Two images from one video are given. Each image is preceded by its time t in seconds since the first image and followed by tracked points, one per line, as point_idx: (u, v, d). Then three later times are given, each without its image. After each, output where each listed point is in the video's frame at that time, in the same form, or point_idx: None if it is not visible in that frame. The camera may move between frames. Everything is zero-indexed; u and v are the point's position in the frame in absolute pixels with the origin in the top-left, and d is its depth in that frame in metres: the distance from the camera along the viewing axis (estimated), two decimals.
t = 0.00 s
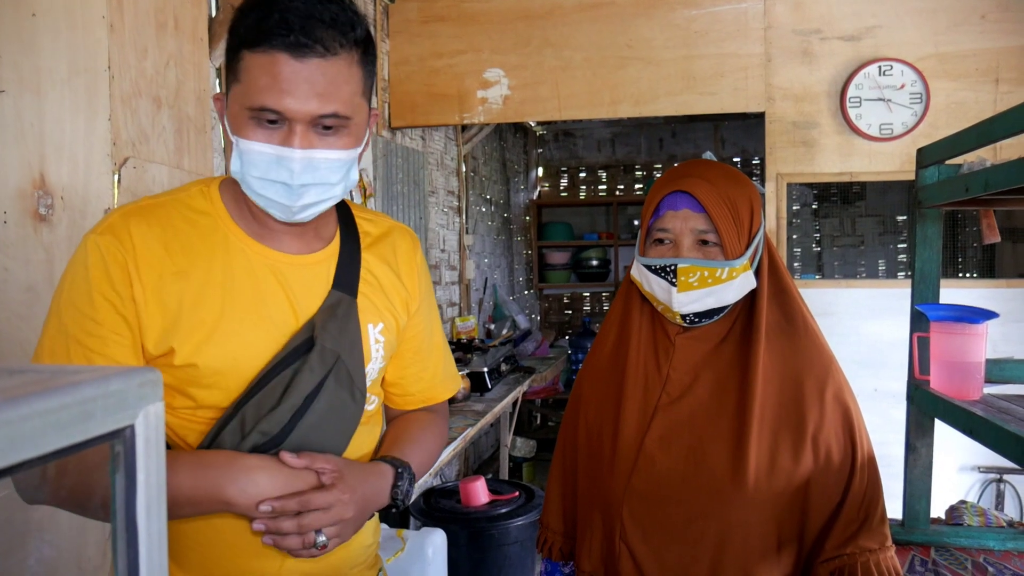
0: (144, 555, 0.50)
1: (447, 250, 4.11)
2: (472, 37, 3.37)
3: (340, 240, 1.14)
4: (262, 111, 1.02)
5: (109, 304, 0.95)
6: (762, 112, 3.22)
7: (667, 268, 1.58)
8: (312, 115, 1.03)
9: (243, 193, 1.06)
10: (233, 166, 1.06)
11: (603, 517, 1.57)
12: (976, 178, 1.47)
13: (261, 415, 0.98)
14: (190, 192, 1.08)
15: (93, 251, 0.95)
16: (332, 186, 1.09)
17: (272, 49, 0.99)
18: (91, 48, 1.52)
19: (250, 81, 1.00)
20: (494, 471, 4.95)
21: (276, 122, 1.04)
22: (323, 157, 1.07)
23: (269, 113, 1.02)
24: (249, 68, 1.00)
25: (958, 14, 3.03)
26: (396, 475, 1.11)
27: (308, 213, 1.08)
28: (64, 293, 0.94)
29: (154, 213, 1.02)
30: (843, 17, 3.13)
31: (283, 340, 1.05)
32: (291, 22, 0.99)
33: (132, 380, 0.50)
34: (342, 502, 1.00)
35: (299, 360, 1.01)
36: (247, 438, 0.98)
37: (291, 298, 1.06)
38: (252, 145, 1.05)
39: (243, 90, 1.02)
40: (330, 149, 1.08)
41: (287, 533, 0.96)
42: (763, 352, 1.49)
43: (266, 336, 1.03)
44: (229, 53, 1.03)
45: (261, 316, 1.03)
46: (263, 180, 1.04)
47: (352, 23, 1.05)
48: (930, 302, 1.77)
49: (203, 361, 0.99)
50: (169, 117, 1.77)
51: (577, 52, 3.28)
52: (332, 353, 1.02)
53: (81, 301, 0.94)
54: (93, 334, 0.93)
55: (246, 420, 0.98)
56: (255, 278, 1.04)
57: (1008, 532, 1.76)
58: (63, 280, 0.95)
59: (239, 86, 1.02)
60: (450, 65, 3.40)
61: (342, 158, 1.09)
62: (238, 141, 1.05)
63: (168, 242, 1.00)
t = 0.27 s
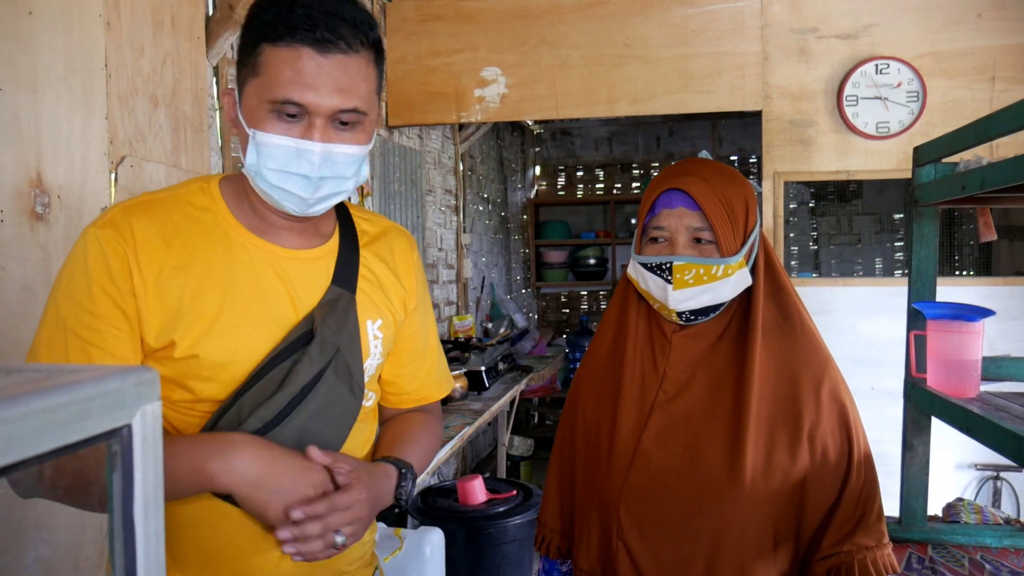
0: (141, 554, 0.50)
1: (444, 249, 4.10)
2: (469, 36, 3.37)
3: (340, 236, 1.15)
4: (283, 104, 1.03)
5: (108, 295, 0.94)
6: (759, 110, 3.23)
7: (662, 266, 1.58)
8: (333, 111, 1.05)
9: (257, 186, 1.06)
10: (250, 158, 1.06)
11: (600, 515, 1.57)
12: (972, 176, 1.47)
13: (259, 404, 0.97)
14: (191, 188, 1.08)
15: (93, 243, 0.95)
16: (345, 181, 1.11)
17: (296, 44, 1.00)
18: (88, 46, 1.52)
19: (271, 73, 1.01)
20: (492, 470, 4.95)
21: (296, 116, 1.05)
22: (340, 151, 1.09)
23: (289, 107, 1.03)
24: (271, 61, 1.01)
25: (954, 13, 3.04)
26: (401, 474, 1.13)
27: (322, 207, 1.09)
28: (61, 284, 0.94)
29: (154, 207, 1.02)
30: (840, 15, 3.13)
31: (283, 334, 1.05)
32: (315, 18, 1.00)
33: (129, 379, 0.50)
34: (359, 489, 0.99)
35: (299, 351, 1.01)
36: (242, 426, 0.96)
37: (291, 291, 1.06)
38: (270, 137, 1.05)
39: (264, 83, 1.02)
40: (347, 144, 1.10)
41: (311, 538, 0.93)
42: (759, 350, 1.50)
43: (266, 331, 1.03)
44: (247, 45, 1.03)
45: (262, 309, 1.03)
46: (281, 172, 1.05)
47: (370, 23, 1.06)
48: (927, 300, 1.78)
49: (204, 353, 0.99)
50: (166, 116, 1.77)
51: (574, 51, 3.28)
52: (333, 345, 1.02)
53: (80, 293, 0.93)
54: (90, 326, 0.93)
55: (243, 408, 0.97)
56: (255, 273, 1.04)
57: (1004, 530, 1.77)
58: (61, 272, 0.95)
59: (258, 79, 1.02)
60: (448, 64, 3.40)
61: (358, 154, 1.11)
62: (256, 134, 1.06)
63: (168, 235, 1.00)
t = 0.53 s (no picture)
0: (135, 552, 0.50)
1: (440, 248, 4.10)
2: (464, 35, 3.37)
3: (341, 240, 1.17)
4: (324, 139, 1.03)
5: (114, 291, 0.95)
6: (754, 110, 3.23)
7: (656, 263, 1.58)
8: (369, 154, 1.06)
9: (278, 208, 1.05)
10: (276, 180, 1.05)
11: (594, 512, 1.57)
12: (966, 175, 1.47)
13: (271, 407, 0.99)
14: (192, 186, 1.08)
15: (97, 235, 0.96)
16: (364, 220, 1.12)
17: (348, 83, 1.01)
18: (81, 45, 1.51)
19: (316, 106, 1.01)
20: (488, 469, 4.95)
21: (332, 150, 1.05)
22: (367, 193, 1.10)
23: (328, 140, 1.03)
24: (318, 93, 1.01)
25: (948, 13, 3.05)
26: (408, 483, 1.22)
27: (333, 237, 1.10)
28: (61, 276, 0.93)
29: (158, 204, 1.03)
30: (835, 15, 3.14)
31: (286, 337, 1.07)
32: (372, 61, 1.02)
33: (123, 376, 0.50)
34: (390, 518, 1.15)
35: (308, 355, 1.03)
36: (255, 430, 0.97)
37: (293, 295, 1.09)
38: (301, 165, 1.05)
39: (308, 112, 1.02)
40: (373, 182, 1.11)
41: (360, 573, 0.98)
42: (753, 347, 1.50)
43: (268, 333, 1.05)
44: (293, 70, 1.02)
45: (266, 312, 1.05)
46: (305, 204, 1.04)
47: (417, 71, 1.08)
48: (921, 299, 1.78)
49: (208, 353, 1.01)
50: (160, 115, 1.76)
51: (569, 50, 3.28)
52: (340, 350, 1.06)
53: (80, 283, 0.93)
54: (88, 316, 0.91)
55: (255, 413, 0.98)
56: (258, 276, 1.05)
57: (998, 528, 1.78)
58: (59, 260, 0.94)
59: (301, 106, 1.02)
60: (443, 63, 3.39)
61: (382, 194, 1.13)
62: (288, 158, 1.05)
63: (175, 236, 1.01)
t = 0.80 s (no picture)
0: (132, 552, 0.50)
1: (436, 247, 4.10)
2: (460, 34, 3.36)
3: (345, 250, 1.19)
4: (349, 150, 1.05)
5: (137, 307, 0.93)
6: (750, 110, 3.24)
7: (653, 264, 1.58)
8: (394, 168, 1.09)
9: (301, 217, 1.05)
10: (298, 190, 1.05)
11: (591, 511, 1.57)
12: (961, 175, 1.48)
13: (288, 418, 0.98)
14: (204, 193, 1.07)
15: (119, 249, 0.93)
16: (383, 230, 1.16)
17: (379, 96, 1.02)
18: (76, 43, 1.51)
19: (345, 118, 1.02)
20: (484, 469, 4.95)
21: (357, 162, 1.07)
22: (389, 204, 1.13)
23: (355, 153, 1.05)
24: (346, 104, 1.02)
25: (943, 13, 3.06)
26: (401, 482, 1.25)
27: (351, 245, 1.13)
28: (83, 290, 0.89)
29: (175, 215, 1.01)
30: (830, 15, 3.14)
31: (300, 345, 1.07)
32: (402, 75, 1.04)
33: (121, 377, 0.49)
34: (394, 526, 1.18)
35: (322, 364, 1.03)
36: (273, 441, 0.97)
37: (307, 306, 1.09)
38: (325, 175, 1.06)
39: (335, 123, 1.03)
40: (394, 195, 1.14)
41: None
42: (750, 347, 1.50)
43: (286, 344, 1.06)
44: (321, 80, 1.03)
45: (283, 326, 1.05)
46: (332, 212, 1.05)
47: (441, 87, 1.11)
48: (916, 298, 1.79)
49: (228, 367, 1.00)
50: (156, 113, 1.76)
51: (565, 50, 3.29)
52: (350, 358, 1.06)
53: (107, 300, 0.89)
54: (117, 335, 0.89)
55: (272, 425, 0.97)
56: (276, 288, 1.06)
57: (992, 526, 1.79)
58: (75, 273, 0.90)
59: (328, 116, 1.04)
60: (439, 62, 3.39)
61: (399, 206, 1.16)
62: (313, 168, 1.06)
63: (195, 248, 1.00)
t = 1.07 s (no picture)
0: (132, 554, 0.50)
1: (434, 249, 4.10)
2: (459, 36, 3.37)
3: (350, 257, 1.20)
4: (361, 157, 1.05)
5: (145, 313, 0.92)
6: (748, 112, 3.25)
7: (655, 266, 1.58)
8: (404, 175, 1.10)
9: (310, 223, 1.06)
10: (309, 196, 1.06)
11: (589, 512, 1.57)
12: (959, 179, 1.48)
13: (296, 427, 1.00)
14: (207, 198, 1.07)
15: (127, 256, 0.92)
16: (390, 234, 1.17)
17: (392, 104, 1.03)
18: (75, 45, 1.51)
19: (356, 125, 1.03)
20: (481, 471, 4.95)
21: (368, 169, 1.08)
22: (397, 210, 1.15)
23: (366, 160, 1.06)
24: (357, 111, 1.03)
25: (940, 16, 3.07)
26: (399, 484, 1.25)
27: (359, 251, 1.14)
28: (91, 297, 0.88)
29: (180, 220, 1.00)
30: (828, 18, 3.15)
31: (305, 350, 1.08)
32: (414, 82, 1.04)
33: (121, 379, 0.49)
34: (394, 529, 1.17)
35: (328, 371, 1.05)
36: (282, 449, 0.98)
37: (312, 311, 1.09)
38: (336, 182, 1.07)
39: (346, 130, 1.04)
40: (403, 201, 1.15)
41: None
42: (750, 349, 1.50)
43: (292, 349, 1.06)
44: (332, 86, 1.04)
45: (288, 330, 1.06)
46: (340, 219, 1.06)
47: (452, 94, 1.12)
48: (914, 301, 1.79)
49: (235, 373, 1.00)
50: (155, 115, 1.76)
51: (564, 52, 3.29)
52: (356, 364, 1.08)
53: (115, 307, 0.88)
54: (126, 342, 0.88)
55: (281, 432, 0.99)
56: (283, 293, 1.06)
57: (989, 529, 1.79)
58: (83, 280, 0.89)
59: (339, 123, 1.04)
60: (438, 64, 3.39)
61: (406, 211, 1.17)
62: (324, 175, 1.07)
63: (202, 253, 0.99)
